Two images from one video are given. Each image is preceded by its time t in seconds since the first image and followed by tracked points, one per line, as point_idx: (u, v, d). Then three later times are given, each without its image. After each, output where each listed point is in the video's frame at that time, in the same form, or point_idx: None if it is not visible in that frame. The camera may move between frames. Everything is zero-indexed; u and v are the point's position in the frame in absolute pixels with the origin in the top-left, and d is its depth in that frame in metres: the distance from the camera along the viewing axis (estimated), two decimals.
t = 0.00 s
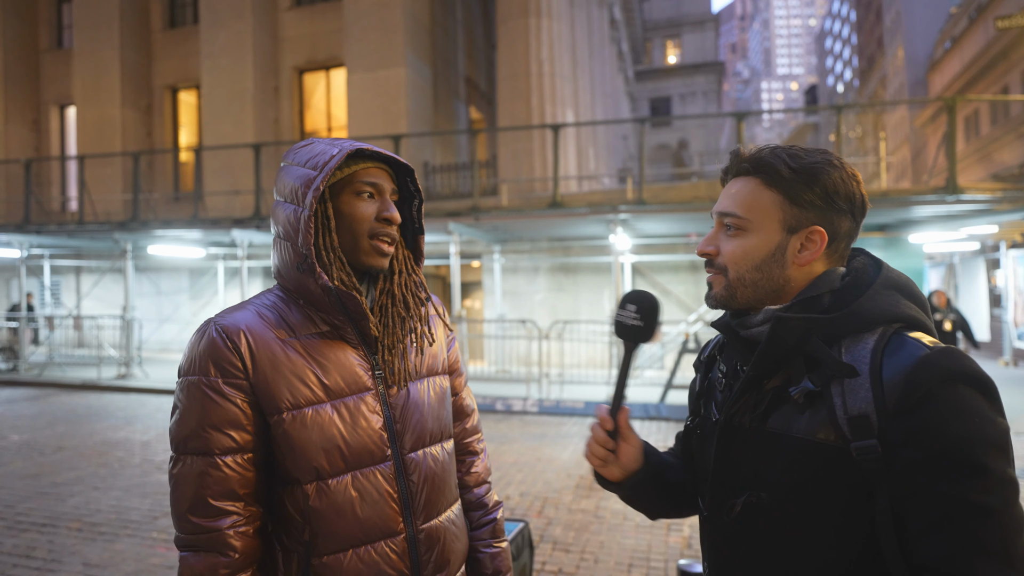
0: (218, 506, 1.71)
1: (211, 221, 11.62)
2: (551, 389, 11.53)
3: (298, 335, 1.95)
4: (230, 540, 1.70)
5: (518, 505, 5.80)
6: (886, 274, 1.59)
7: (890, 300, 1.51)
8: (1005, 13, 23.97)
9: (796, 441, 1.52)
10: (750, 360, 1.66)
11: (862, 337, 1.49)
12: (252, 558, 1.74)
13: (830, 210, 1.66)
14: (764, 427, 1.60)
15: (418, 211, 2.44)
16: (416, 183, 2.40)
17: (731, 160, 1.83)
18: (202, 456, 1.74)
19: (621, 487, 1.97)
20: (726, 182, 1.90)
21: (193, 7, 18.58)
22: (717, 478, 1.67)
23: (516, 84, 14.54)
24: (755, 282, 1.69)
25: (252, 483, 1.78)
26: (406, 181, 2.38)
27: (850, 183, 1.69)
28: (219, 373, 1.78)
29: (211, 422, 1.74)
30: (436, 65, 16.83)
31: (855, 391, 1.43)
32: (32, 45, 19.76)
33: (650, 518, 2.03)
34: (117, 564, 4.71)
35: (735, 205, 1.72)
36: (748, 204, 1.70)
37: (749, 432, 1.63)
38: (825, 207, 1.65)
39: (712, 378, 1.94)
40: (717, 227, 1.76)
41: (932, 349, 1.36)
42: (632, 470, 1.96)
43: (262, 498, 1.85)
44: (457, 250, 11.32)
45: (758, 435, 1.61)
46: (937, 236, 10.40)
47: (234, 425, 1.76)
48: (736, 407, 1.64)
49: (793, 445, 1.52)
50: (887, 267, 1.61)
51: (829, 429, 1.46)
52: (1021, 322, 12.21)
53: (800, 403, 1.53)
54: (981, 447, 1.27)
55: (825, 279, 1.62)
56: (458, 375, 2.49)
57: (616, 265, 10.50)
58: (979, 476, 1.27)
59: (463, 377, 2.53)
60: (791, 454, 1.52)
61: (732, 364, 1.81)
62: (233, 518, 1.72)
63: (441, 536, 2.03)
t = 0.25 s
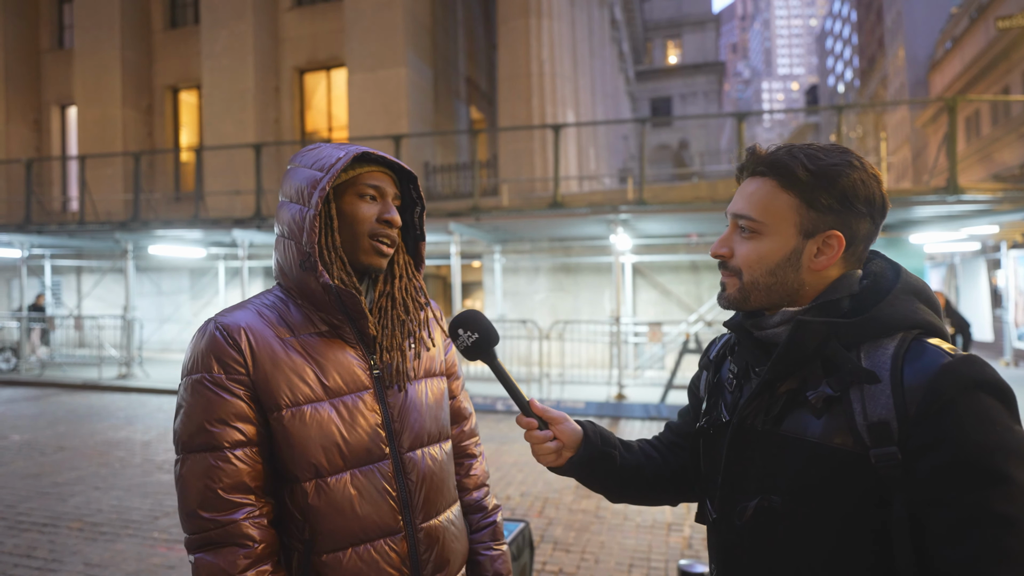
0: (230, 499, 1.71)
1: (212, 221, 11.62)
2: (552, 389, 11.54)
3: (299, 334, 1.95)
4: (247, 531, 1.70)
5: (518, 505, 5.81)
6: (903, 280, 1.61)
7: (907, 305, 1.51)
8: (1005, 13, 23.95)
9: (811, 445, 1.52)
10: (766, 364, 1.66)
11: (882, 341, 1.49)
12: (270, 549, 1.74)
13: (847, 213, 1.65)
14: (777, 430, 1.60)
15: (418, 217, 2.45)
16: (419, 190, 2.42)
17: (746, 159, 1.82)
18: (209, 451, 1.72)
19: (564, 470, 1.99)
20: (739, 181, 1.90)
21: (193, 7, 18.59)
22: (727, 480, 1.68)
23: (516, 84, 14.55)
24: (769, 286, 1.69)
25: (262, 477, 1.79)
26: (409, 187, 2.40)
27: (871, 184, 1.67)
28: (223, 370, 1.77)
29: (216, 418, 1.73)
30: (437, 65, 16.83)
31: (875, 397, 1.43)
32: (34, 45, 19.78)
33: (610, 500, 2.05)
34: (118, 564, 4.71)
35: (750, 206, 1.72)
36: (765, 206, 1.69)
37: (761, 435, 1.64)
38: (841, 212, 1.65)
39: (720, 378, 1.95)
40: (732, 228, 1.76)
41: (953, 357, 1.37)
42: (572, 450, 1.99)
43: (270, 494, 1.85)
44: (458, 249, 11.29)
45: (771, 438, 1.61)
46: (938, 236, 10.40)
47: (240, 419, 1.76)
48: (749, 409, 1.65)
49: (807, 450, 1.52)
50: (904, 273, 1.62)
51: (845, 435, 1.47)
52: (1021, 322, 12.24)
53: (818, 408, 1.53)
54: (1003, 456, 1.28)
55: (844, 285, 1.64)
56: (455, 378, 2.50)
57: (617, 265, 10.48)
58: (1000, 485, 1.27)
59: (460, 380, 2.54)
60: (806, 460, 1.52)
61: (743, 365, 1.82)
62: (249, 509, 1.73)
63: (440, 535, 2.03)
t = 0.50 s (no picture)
0: (222, 497, 1.71)
1: (213, 222, 11.63)
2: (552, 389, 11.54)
3: (297, 334, 1.96)
4: (235, 530, 1.69)
5: (519, 506, 5.80)
6: (909, 279, 1.61)
7: (912, 306, 1.51)
8: (1006, 13, 23.94)
9: (818, 446, 1.52)
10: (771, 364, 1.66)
11: (888, 342, 1.49)
12: (259, 548, 1.74)
13: (855, 213, 1.65)
14: (783, 431, 1.61)
15: (418, 219, 2.46)
16: (419, 193, 2.43)
17: (754, 157, 1.81)
18: (203, 449, 1.73)
19: (561, 469, 1.99)
20: (745, 180, 1.90)
21: (194, 8, 18.62)
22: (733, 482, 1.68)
23: (516, 85, 14.56)
24: (776, 286, 1.70)
25: (254, 476, 1.79)
26: (410, 190, 2.41)
27: (878, 185, 1.67)
28: (220, 368, 1.77)
29: (211, 416, 1.74)
30: (437, 66, 16.84)
31: (883, 398, 1.43)
32: (35, 46, 19.82)
33: (610, 501, 2.05)
34: (119, 564, 4.72)
35: (759, 205, 1.72)
36: (773, 205, 1.69)
37: (767, 435, 1.64)
38: (850, 211, 1.65)
39: (724, 378, 1.95)
40: (739, 227, 1.76)
41: (961, 357, 1.37)
42: (568, 449, 1.99)
43: (264, 492, 1.85)
44: (458, 250, 11.28)
45: (776, 438, 1.61)
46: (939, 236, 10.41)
47: (235, 417, 1.76)
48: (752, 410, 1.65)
49: (814, 451, 1.52)
50: (909, 274, 1.62)
51: (853, 435, 1.47)
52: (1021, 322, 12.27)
53: (824, 408, 1.52)
54: (1013, 457, 1.28)
55: (848, 282, 1.64)
56: (453, 379, 2.51)
57: (618, 265, 10.48)
58: (1008, 486, 1.27)
59: (459, 381, 2.54)
60: (813, 461, 1.52)
61: (747, 365, 1.82)
62: (238, 508, 1.72)
63: (437, 535, 2.03)
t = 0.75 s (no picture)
0: (222, 497, 1.70)
1: (212, 223, 11.62)
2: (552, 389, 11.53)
3: (298, 333, 1.95)
4: (234, 532, 1.69)
5: (519, 506, 5.80)
6: (912, 276, 1.60)
7: (915, 304, 1.51)
8: (1005, 13, 23.96)
9: (819, 444, 1.52)
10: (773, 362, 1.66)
11: (889, 339, 1.49)
12: (257, 549, 1.74)
13: (858, 210, 1.65)
14: (784, 429, 1.60)
15: (418, 219, 2.46)
16: (419, 194, 2.43)
17: (757, 155, 1.81)
18: (204, 448, 1.73)
19: (563, 466, 1.99)
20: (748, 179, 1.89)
21: (193, 8, 18.62)
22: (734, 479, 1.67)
23: (516, 85, 14.56)
24: (779, 283, 1.70)
25: (254, 475, 1.79)
26: (410, 190, 2.41)
27: (881, 183, 1.66)
28: (221, 367, 1.77)
29: (212, 415, 1.73)
30: (437, 66, 16.85)
31: (884, 395, 1.42)
32: (35, 46, 19.82)
33: (613, 497, 2.05)
34: (119, 565, 4.72)
35: (761, 203, 1.72)
36: (774, 203, 1.70)
37: (768, 432, 1.64)
38: (853, 210, 1.64)
39: (727, 376, 1.95)
40: (742, 225, 1.76)
41: (963, 354, 1.37)
42: (572, 446, 1.99)
43: (263, 491, 1.85)
44: (458, 250, 11.29)
45: (778, 436, 1.61)
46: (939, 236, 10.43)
47: (236, 417, 1.76)
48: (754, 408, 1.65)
49: (814, 448, 1.52)
50: (913, 272, 1.62)
51: (855, 432, 1.46)
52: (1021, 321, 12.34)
53: (825, 405, 1.52)
54: (1014, 456, 1.27)
55: (851, 280, 1.64)
56: (451, 379, 2.51)
57: (617, 265, 10.47)
58: (1010, 485, 1.27)
59: (456, 381, 2.53)
60: (814, 459, 1.52)
61: (750, 362, 1.82)
62: (237, 509, 1.72)
63: (435, 535, 2.03)
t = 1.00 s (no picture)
0: (219, 497, 1.70)
1: (211, 222, 11.60)
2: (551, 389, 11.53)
3: (295, 333, 1.95)
4: (231, 532, 1.69)
5: (517, 505, 5.80)
6: (911, 275, 1.60)
7: (912, 301, 1.51)
8: (1003, 12, 24.00)
9: (817, 442, 1.51)
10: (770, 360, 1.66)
11: (888, 336, 1.49)
12: (254, 549, 1.73)
13: (861, 207, 1.65)
14: (783, 426, 1.60)
15: (417, 219, 2.45)
16: (418, 194, 2.43)
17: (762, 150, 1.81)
18: (200, 449, 1.72)
19: (563, 463, 1.99)
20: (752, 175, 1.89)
21: (191, 8, 18.59)
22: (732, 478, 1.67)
23: (515, 84, 14.55)
24: (780, 278, 1.69)
25: (251, 476, 1.78)
26: (409, 190, 2.41)
27: (883, 180, 1.66)
28: (218, 367, 1.77)
29: (208, 415, 1.73)
30: (435, 65, 16.84)
31: (881, 394, 1.42)
32: (32, 46, 19.77)
33: (614, 494, 2.05)
34: (117, 564, 4.71)
35: (763, 198, 1.71)
36: (777, 198, 1.69)
37: (766, 431, 1.64)
38: (853, 206, 1.64)
39: (726, 374, 1.95)
40: (744, 220, 1.76)
41: (962, 351, 1.36)
42: (572, 444, 1.99)
43: (260, 493, 1.85)
44: (457, 250, 11.28)
45: (776, 435, 1.61)
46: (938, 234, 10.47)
47: (232, 418, 1.75)
48: (751, 406, 1.65)
49: (812, 445, 1.52)
50: (911, 270, 1.62)
51: (852, 430, 1.46)
52: (1020, 320, 12.47)
53: (822, 403, 1.52)
54: (1012, 453, 1.27)
55: (850, 277, 1.64)
56: (450, 379, 2.50)
57: (616, 264, 10.47)
58: (1009, 482, 1.26)
59: (455, 381, 2.53)
60: (812, 457, 1.52)
61: (749, 361, 1.82)
62: (234, 510, 1.72)
63: (434, 535, 2.03)
